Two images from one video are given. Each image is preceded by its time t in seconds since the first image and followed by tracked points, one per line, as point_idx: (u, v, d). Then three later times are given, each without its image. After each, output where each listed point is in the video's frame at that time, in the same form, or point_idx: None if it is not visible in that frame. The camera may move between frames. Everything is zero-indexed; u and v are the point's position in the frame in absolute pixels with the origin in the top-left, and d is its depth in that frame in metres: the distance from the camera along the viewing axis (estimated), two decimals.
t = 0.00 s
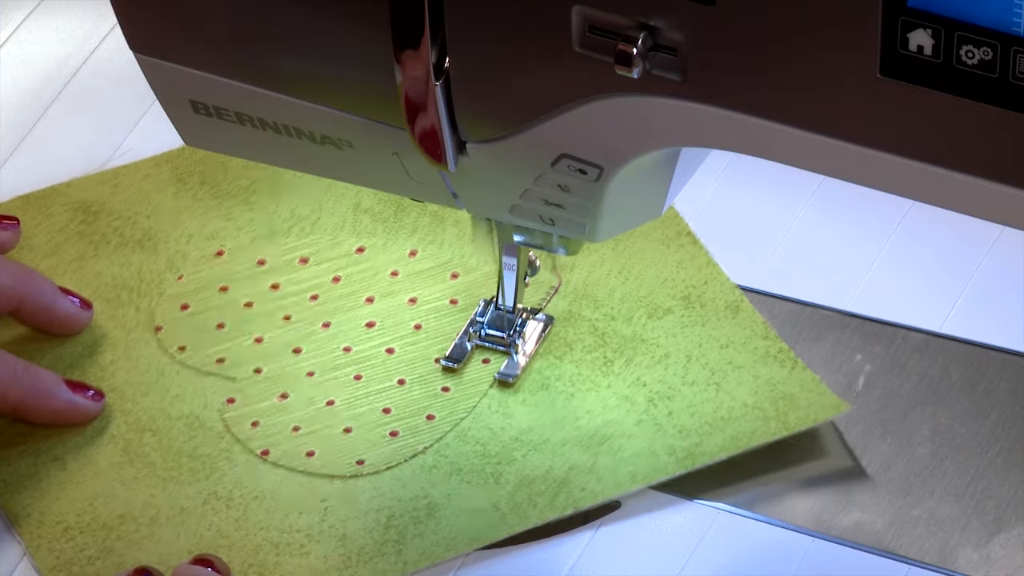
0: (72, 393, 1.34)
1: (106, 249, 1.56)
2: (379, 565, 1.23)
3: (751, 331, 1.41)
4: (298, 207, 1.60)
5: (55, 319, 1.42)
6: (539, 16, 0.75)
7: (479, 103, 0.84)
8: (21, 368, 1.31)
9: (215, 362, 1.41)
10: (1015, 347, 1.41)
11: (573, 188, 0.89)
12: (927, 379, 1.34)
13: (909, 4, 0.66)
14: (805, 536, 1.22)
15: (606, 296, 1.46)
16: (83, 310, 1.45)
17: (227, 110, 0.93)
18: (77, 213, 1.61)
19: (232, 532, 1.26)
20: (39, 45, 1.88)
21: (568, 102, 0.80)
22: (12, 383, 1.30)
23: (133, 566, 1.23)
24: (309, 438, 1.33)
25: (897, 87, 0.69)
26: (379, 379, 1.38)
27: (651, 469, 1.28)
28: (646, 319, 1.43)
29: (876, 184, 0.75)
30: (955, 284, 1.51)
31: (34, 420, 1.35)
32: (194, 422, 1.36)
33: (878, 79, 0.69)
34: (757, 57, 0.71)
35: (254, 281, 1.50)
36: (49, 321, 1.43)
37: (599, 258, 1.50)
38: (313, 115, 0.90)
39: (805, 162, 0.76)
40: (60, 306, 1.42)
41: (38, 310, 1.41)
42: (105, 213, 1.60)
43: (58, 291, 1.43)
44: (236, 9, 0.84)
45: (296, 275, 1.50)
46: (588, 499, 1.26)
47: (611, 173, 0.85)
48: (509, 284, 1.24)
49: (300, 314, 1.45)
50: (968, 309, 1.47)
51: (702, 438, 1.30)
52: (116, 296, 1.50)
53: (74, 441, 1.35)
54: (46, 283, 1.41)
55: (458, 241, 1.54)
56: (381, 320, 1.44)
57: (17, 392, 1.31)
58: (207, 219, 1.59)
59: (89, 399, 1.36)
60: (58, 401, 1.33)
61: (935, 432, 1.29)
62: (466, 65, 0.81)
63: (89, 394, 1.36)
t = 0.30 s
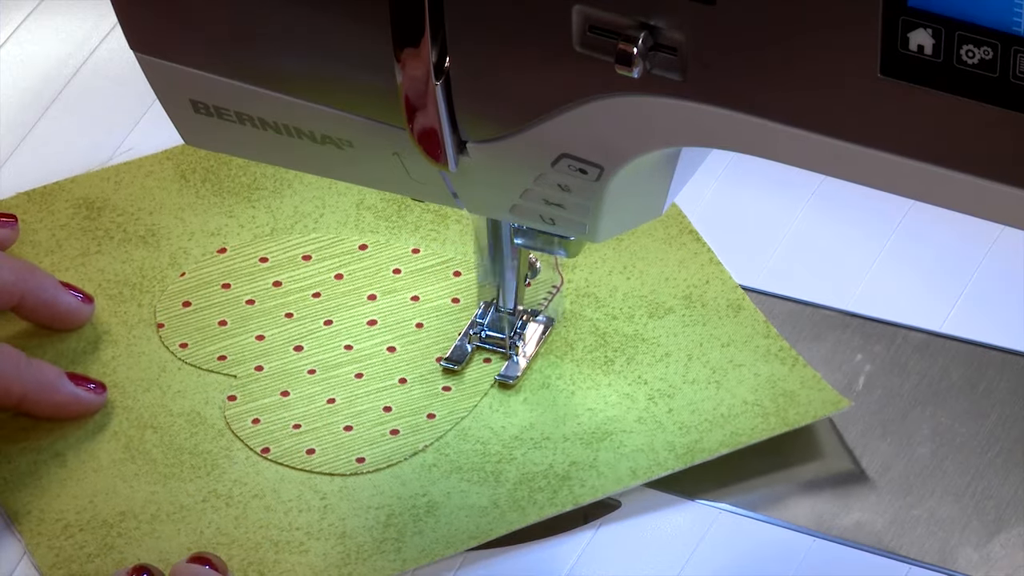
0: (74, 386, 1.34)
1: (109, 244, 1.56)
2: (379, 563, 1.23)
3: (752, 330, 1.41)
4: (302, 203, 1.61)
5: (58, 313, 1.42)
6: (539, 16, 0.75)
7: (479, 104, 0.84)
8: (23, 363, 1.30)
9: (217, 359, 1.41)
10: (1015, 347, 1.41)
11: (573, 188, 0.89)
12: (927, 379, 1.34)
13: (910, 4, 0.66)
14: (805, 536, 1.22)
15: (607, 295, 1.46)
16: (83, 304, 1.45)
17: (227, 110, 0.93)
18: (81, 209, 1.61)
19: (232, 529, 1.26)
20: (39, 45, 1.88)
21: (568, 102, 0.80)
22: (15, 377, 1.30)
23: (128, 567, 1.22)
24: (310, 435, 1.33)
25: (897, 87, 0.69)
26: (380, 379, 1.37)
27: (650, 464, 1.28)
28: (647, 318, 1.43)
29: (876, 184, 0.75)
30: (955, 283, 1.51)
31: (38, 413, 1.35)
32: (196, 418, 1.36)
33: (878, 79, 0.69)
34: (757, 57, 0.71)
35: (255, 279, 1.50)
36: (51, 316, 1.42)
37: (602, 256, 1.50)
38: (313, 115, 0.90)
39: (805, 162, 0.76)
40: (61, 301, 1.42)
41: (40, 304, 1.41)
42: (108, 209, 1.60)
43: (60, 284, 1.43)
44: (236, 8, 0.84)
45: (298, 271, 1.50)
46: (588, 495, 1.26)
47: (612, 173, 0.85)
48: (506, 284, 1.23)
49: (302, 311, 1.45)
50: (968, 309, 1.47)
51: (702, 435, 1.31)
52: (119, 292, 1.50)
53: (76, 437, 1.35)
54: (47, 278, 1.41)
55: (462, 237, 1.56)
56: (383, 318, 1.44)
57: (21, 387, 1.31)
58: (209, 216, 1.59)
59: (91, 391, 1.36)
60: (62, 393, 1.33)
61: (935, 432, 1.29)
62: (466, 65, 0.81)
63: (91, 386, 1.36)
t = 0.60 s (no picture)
0: (75, 378, 1.35)
1: (114, 237, 1.57)
2: (381, 556, 1.23)
3: (756, 325, 1.42)
4: (307, 197, 1.62)
5: (58, 306, 1.43)
6: (539, 15, 0.75)
7: (479, 103, 0.84)
8: (25, 356, 1.32)
9: (221, 353, 1.41)
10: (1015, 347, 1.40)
11: (573, 188, 0.89)
12: (926, 380, 1.33)
13: (909, 4, 0.66)
14: (805, 536, 1.21)
15: (611, 290, 1.46)
16: (83, 296, 1.46)
17: (228, 110, 0.93)
18: (87, 201, 1.62)
19: (235, 522, 1.26)
20: (39, 45, 1.88)
21: (568, 102, 0.80)
22: (15, 370, 1.31)
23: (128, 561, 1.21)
24: (313, 429, 1.33)
25: (896, 87, 0.69)
26: (384, 372, 1.38)
27: (652, 458, 1.28)
28: (650, 313, 1.43)
29: (876, 184, 0.75)
30: (955, 283, 1.51)
31: (39, 407, 1.36)
32: (199, 411, 1.36)
33: (878, 79, 0.69)
34: (757, 57, 0.71)
35: (260, 272, 1.50)
36: (52, 309, 1.43)
37: (607, 251, 1.50)
38: (313, 115, 0.90)
39: (805, 162, 0.76)
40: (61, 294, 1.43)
41: (41, 298, 1.42)
42: (113, 202, 1.61)
43: (60, 278, 1.44)
44: (236, 8, 0.84)
45: (303, 265, 1.51)
46: (591, 489, 1.26)
47: (611, 173, 0.85)
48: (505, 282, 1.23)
49: (307, 304, 1.46)
50: (968, 309, 1.47)
51: (705, 430, 1.31)
52: (123, 284, 1.51)
53: (79, 431, 1.35)
54: (47, 272, 1.42)
55: (466, 232, 1.56)
56: (388, 312, 1.44)
57: (22, 381, 1.32)
58: (214, 209, 1.60)
59: (92, 383, 1.36)
60: (62, 386, 1.34)
61: (935, 432, 1.28)
62: (466, 65, 0.81)
63: (92, 378, 1.37)
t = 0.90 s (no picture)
0: (76, 371, 1.35)
1: (118, 232, 1.57)
2: (384, 550, 1.23)
3: (759, 320, 1.42)
4: (313, 191, 1.62)
5: (60, 302, 1.43)
6: (539, 15, 0.75)
7: (479, 103, 0.84)
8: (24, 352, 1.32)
9: (225, 346, 1.42)
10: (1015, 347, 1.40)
11: (573, 188, 0.89)
12: (926, 380, 1.33)
13: (909, 4, 0.66)
14: (805, 536, 1.20)
15: (616, 285, 1.47)
16: (83, 293, 1.45)
17: (228, 110, 0.93)
18: (91, 195, 1.63)
19: (238, 515, 1.26)
20: (39, 45, 1.88)
21: (569, 102, 0.80)
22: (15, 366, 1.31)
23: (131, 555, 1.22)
24: (317, 423, 1.33)
25: (897, 86, 0.69)
26: (387, 367, 1.38)
27: (656, 454, 1.28)
28: (654, 309, 1.44)
29: (876, 184, 0.75)
30: (954, 283, 1.51)
31: (42, 404, 1.35)
32: (203, 405, 1.36)
33: (878, 79, 0.69)
34: (758, 58, 0.71)
35: (264, 267, 1.50)
36: (53, 306, 1.43)
37: (611, 245, 1.51)
38: (313, 115, 0.90)
39: (806, 162, 0.76)
40: (61, 290, 1.43)
41: (41, 294, 1.42)
42: (118, 196, 1.62)
43: (60, 275, 1.44)
44: (236, 8, 0.84)
45: (306, 260, 1.51)
46: (594, 484, 1.26)
47: (611, 173, 0.85)
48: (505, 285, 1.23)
49: (311, 298, 1.46)
50: (968, 309, 1.47)
51: (708, 425, 1.31)
52: (128, 279, 1.51)
53: (82, 425, 1.35)
54: (47, 268, 1.42)
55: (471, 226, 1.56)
56: (391, 306, 1.45)
57: (24, 373, 1.31)
58: (219, 204, 1.60)
59: (95, 376, 1.36)
60: (64, 380, 1.34)
61: (935, 432, 1.27)
62: (466, 65, 0.81)
63: (95, 371, 1.36)
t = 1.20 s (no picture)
0: (67, 403, 1.32)
1: (118, 228, 1.57)
2: (384, 549, 1.23)
3: (759, 321, 1.42)
4: (313, 189, 1.63)
5: (58, 318, 1.40)
6: (540, 15, 0.75)
7: (479, 103, 0.84)
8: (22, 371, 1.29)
9: (225, 346, 1.42)
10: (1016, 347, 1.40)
11: (573, 188, 0.89)
12: (926, 380, 1.33)
13: (909, 4, 0.66)
14: (805, 536, 1.20)
15: (616, 285, 1.47)
16: (86, 312, 1.43)
17: (228, 110, 0.93)
18: (91, 190, 1.63)
19: (237, 515, 1.26)
20: (39, 45, 1.88)
21: (568, 102, 0.80)
22: (9, 385, 1.28)
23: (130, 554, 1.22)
24: (317, 422, 1.33)
25: (897, 87, 0.69)
26: (387, 366, 1.38)
27: (656, 454, 1.28)
28: (654, 309, 1.44)
29: (876, 184, 0.75)
30: (955, 283, 1.50)
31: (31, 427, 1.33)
32: (203, 405, 1.36)
33: (878, 79, 0.69)
34: (758, 58, 0.71)
35: (265, 265, 1.51)
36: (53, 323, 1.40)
37: (611, 245, 1.52)
38: (313, 115, 0.90)
39: (806, 162, 0.76)
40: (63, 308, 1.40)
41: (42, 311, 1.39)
42: (118, 191, 1.62)
43: (60, 291, 1.41)
44: (237, 8, 0.84)
45: (307, 258, 1.51)
46: (593, 484, 1.26)
47: (611, 173, 0.85)
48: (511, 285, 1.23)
49: (310, 298, 1.46)
50: (968, 309, 1.47)
51: (708, 425, 1.31)
52: (128, 276, 1.51)
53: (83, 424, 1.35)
54: (48, 283, 1.39)
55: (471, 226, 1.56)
56: (391, 306, 1.45)
57: (16, 397, 1.29)
58: (219, 201, 1.60)
59: (82, 411, 1.33)
60: (54, 408, 1.31)
61: (935, 432, 1.27)
62: (466, 66, 0.81)
63: (81, 405, 1.33)
